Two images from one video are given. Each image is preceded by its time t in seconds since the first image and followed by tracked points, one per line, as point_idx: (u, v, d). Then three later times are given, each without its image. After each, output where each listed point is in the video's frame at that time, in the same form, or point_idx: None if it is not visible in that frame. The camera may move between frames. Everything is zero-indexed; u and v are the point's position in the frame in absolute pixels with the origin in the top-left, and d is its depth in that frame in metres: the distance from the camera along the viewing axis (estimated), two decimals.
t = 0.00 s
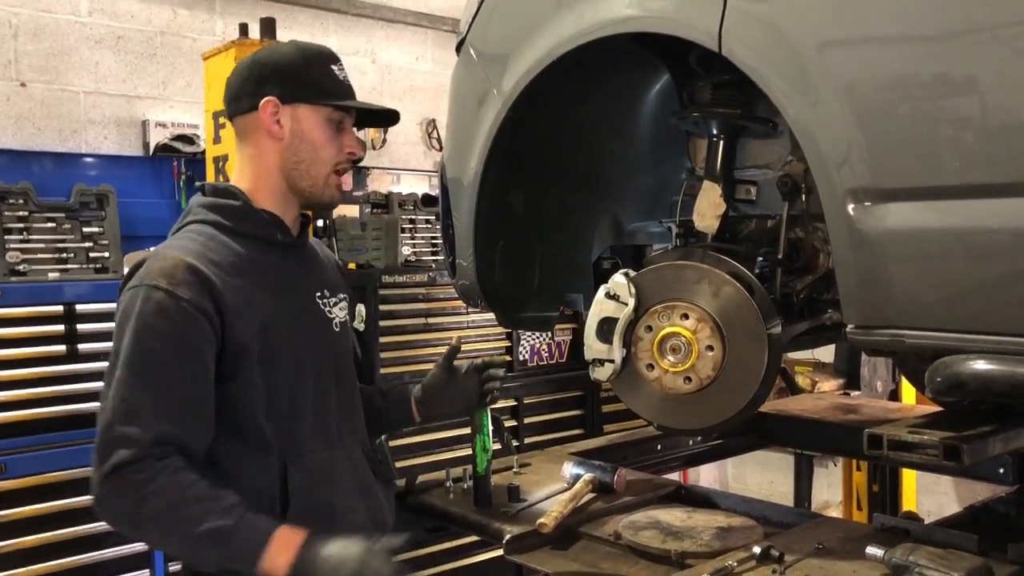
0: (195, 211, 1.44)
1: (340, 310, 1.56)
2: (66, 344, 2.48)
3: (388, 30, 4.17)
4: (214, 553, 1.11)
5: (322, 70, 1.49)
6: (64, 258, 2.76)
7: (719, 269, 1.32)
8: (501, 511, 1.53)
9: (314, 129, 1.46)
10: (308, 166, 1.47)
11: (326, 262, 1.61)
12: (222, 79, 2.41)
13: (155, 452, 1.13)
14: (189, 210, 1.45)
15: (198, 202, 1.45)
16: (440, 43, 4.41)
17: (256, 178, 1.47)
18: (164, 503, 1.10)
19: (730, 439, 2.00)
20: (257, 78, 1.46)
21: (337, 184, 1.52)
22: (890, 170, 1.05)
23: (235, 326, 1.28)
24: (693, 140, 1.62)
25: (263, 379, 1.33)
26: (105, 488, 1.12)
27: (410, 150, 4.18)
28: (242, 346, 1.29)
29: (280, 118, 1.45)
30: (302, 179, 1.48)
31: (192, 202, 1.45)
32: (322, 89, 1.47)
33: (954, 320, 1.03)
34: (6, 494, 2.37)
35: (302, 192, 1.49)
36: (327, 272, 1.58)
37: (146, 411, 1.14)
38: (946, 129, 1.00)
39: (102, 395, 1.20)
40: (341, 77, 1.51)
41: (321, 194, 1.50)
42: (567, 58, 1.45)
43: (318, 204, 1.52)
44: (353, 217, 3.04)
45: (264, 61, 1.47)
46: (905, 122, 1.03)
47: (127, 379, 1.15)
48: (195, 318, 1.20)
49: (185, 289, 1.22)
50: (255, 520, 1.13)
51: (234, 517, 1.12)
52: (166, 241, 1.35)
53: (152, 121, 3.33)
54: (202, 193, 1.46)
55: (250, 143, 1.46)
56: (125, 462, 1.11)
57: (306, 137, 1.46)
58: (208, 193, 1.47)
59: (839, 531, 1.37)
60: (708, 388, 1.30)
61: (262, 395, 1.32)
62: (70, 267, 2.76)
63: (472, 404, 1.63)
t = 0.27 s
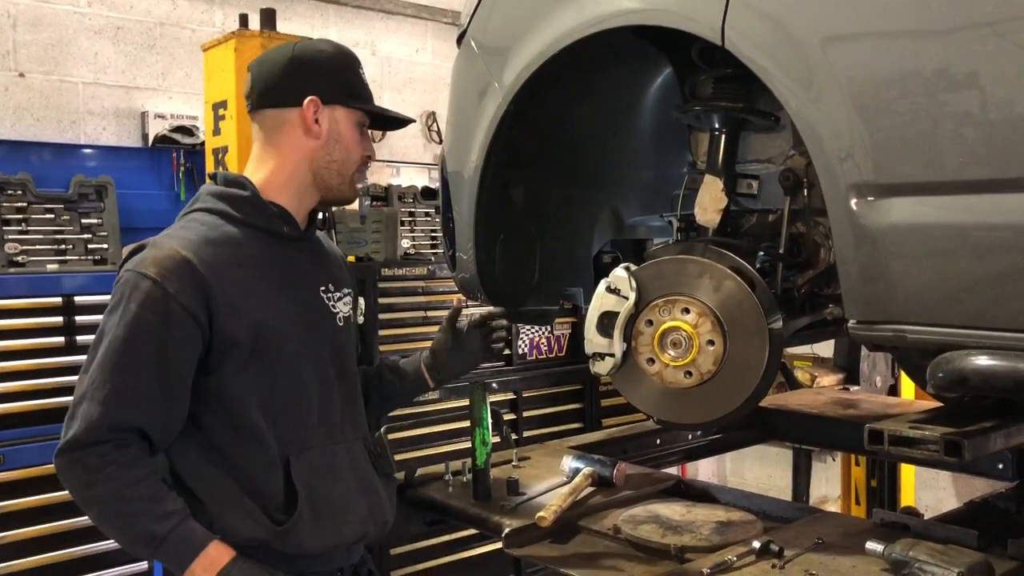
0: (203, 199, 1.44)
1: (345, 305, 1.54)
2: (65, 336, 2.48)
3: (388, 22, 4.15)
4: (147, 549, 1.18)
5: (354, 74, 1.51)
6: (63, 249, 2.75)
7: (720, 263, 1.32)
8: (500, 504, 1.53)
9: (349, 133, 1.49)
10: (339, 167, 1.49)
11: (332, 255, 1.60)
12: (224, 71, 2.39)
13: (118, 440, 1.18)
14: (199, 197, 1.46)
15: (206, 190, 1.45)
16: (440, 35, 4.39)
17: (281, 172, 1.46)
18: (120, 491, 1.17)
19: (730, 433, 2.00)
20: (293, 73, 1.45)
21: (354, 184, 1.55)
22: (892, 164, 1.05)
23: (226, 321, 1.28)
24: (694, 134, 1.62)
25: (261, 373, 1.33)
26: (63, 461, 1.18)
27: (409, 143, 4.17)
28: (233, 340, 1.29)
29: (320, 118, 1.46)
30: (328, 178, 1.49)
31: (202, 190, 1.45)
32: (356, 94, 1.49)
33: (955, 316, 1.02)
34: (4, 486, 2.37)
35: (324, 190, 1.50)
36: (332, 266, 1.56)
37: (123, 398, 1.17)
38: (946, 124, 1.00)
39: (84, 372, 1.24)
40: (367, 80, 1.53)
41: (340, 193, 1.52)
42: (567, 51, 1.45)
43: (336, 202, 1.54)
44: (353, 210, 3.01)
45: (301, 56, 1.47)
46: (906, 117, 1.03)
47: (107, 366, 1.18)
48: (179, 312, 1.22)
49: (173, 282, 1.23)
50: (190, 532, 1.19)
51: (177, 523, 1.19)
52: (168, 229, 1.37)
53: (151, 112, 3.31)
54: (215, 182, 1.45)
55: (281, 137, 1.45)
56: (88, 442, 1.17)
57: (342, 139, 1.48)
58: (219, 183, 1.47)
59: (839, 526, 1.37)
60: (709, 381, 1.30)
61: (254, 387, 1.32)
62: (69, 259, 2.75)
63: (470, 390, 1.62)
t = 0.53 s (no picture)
0: (214, 191, 1.45)
1: (355, 300, 1.54)
2: (65, 331, 2.48)
3: (389, 19, 4.15)
4: (171, 535, 1.18)
5: (358, 68, 1.51)
6: (64, 245, 2.76)
7: (720, 260, 1.32)
8: (500, 500, 1.53)
9: (357, 125, 1.49)
10: (349, 160, 1.49)
11: (342, 250, 1.60)
12: (224, 66, 2.40)
13: (139, 427, 1.18)
14: (210, 191, 1.46)
15: (217, 185, 1.46)
16: (441, 32, 4.39)
17: (292, 166, 1.46)
18: (141, 479, 1.17)
19: (730, 430, 2.01)
20: (301, 67, 1.45)
21: (365, 178, 1.55)
22: (893, 162, 1.05)
23: (241, 310, 1.29)
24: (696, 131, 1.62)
25: (274, 363, 1.33)
26: (83, 451, 1.18)
27: (410, 139, 4.17)
28: (247, 329, 1.30)
29: (329, 112, 1.46)
30: (339, 171, 1.49)
31: (213, 184, 1.46)
32: (362, 87, 1.50)
33: (955, 313, 1.03)
34: (5, 481, 2.37)
35: (334, 184, 1.50)
36: (342, 260, 1.56)
37: (141, 386, 1.18)
38: (947, 122, 1.00)
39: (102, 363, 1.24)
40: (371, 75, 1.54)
41: (351, 186, 1.52)
42: (569, 49, 1.45)
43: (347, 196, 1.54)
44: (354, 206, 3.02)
45: (308, 52, 1.47)
46: (908, 115, 1.03)
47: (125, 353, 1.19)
48: (196, 299, 1.23)
49: (189, 270, 1.24)
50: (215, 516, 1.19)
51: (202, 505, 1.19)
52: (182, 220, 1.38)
53: (152, 107, 3.31)
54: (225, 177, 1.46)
55: (291, 131, 1.45)
56: (108, 432, 1.17)
57: (351, 132, 1.48)
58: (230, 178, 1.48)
59: (839, 523, 1.38)
60: (710, 379, 1.30)
61: (269, 377, 1.32)
62: (69, 254, 2.74)
63: (472, 385, 1.62)
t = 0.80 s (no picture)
0: (220, 189, 1.45)
1: (362, 295, 1.54)
2: (65, 330, 2.48)
3: (388, 18, 4.15)
4: (186, 529, 1.16)
5: (357, 64, 1.51)
6: (64, 244, 2.75)
7: (721, 259, 1.32)
8: (500, 500, 1.53)
9: (355, 120, 1.48)
10: (348, 155, 1.49)
11: (349, 247, 1.60)
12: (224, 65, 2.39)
13: (151, 422, 1.18)
14: (215, 190, 1.46)
15: (224, 182, 1.45)
16: (441, 31, 4.39)
17: (292, 163, 1.46)
18: (154, 474, 1.15)
19: (730, 430, 2.01)
20: (299, 64, 1.45)
21: (366, 173, 1.54)
22: (895, 161, 1.05)
23: (251, 305, 1.29)
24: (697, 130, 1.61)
25: (284, 357, 1.33)
26: (96, 448, 1.17)
27: (410, 139, 4.17)
28: (257, 323, 1.30)
29: (327, 107, 1.45)
30: (339, 167, 1.48)
31: (217, 184, 1.46)
32: (361, 82, 1.49)
33: (956, 313, 1.02)
34: (5, 481, 2.37)
35: (335, 179, 1.49)
36: (349, 257, 1.56)
37: (154, 380, 1.18)
38: (948, 121, 1.00)
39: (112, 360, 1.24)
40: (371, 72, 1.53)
41: (352, 182, 1.51)
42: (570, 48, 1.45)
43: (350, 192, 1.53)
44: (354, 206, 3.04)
45: (306, 49, 1.47)
46: (909, 114, 1.03)
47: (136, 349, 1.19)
48: (207, 293, 1.23)
49: (199, 264, 1.25)
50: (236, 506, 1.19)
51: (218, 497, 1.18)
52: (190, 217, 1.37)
53: (152, 107, 3.32)
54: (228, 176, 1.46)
55: (290, 128, 1.45)
56: (119, 427, 1.17)
57: (349, 126, 1.48)
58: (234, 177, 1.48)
59: (839, 523, 1.38)
60: (710, 378, 1.30)
61: (281, 370, 1.32)
62: (69, 253, 2.74)
63: (472, 385, 1.61)
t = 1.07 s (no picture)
0: (226, 190, 1.45)
1: (371, 292, 1.53)
2: (66, 331, 2.48)
3: (389, 18, 4.15)
4: (194, 529, 1.17)
5: (357, 60, 1.50)
6: (65, 244, 2.75)
7: (722, 259, 1.32)
8: (501, 500, 1.53)
9: (354, 116, 1.48)
10: (346, 150, 1.48)
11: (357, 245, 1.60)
12: (224, 66, 2.39)
13: (161, 422, 1.18)
14: (221, 190, 1.46)
15: (231, 182, 1.45)
16: (442, 31, 4.39)
17: (294, 161, 1.47)
18: (160, 474, 1.16)
19: (731, 430, 2.00)
20: (298, 62, 1.46)
21: (367, 170, 1.54)
22: (896, 161, 1.05)
23: (259, 304, 1.29)
24: (698, 129, 1.61)
25: (293, 356, 1.33)
26: (107, 448, 1.18)
27: (411, 139, 4.17)
28: (265, 322, 1.30)
29: (324, 104, 1.45)
30: (339, 163, 1.48)
31: (223, 184, 1.46)
32: (360, 79, 1.49)
33: (957, 312, 1.02)
34: (6, 481, 2.37)
35: (336, 176, 1.49)
36: (358, 255, 1.56)
37: (163, 381, 1.18)
38: (950, 121, 1.00)
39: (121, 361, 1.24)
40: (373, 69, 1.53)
41: (354, 178, 1.51)
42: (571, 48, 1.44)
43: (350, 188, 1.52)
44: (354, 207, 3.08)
45: (304, 47, 1.47)
46: (911, 114, 1.03)
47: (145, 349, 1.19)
48: (214, 293, 1.23)
49: (206, 265, 1.25)
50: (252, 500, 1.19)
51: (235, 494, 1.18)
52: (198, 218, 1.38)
53: (153, 107, 3.31)
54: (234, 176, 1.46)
55: (289, 126, 1.45)
56: (129, 428, 1.17)
57: (348, 122, 1.47)
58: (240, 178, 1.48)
59: (841, 523, 1.38)
60: (711, 379, 1.30)
61: (290, 369, 1.32)
62: (70, 254, 2.74)
63: (473, 385, 1.61)
